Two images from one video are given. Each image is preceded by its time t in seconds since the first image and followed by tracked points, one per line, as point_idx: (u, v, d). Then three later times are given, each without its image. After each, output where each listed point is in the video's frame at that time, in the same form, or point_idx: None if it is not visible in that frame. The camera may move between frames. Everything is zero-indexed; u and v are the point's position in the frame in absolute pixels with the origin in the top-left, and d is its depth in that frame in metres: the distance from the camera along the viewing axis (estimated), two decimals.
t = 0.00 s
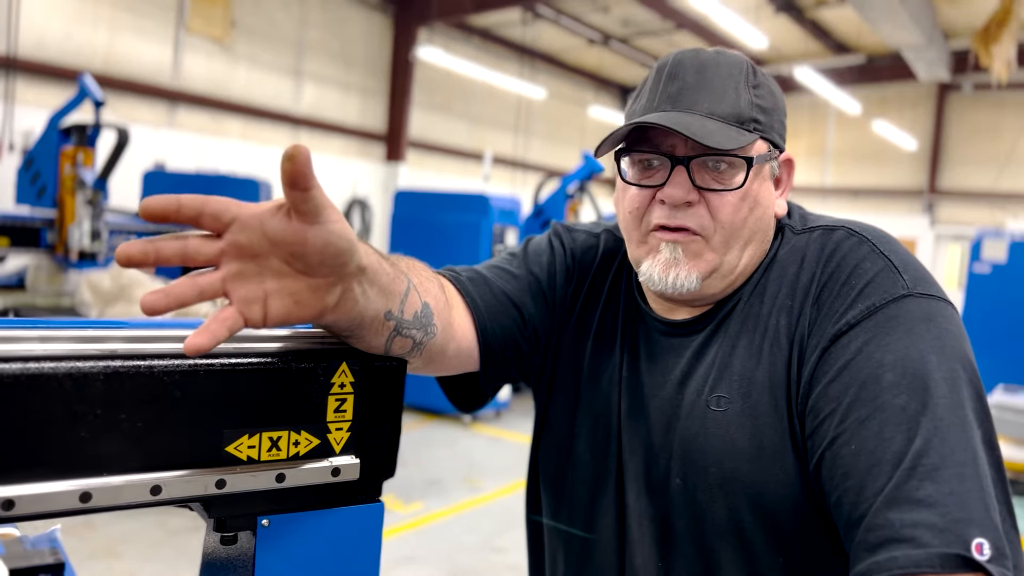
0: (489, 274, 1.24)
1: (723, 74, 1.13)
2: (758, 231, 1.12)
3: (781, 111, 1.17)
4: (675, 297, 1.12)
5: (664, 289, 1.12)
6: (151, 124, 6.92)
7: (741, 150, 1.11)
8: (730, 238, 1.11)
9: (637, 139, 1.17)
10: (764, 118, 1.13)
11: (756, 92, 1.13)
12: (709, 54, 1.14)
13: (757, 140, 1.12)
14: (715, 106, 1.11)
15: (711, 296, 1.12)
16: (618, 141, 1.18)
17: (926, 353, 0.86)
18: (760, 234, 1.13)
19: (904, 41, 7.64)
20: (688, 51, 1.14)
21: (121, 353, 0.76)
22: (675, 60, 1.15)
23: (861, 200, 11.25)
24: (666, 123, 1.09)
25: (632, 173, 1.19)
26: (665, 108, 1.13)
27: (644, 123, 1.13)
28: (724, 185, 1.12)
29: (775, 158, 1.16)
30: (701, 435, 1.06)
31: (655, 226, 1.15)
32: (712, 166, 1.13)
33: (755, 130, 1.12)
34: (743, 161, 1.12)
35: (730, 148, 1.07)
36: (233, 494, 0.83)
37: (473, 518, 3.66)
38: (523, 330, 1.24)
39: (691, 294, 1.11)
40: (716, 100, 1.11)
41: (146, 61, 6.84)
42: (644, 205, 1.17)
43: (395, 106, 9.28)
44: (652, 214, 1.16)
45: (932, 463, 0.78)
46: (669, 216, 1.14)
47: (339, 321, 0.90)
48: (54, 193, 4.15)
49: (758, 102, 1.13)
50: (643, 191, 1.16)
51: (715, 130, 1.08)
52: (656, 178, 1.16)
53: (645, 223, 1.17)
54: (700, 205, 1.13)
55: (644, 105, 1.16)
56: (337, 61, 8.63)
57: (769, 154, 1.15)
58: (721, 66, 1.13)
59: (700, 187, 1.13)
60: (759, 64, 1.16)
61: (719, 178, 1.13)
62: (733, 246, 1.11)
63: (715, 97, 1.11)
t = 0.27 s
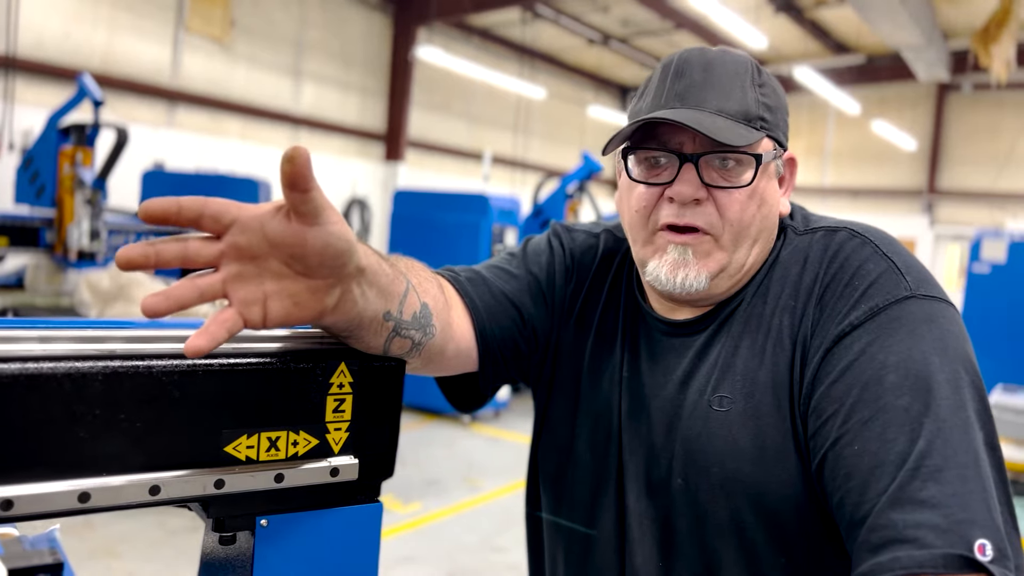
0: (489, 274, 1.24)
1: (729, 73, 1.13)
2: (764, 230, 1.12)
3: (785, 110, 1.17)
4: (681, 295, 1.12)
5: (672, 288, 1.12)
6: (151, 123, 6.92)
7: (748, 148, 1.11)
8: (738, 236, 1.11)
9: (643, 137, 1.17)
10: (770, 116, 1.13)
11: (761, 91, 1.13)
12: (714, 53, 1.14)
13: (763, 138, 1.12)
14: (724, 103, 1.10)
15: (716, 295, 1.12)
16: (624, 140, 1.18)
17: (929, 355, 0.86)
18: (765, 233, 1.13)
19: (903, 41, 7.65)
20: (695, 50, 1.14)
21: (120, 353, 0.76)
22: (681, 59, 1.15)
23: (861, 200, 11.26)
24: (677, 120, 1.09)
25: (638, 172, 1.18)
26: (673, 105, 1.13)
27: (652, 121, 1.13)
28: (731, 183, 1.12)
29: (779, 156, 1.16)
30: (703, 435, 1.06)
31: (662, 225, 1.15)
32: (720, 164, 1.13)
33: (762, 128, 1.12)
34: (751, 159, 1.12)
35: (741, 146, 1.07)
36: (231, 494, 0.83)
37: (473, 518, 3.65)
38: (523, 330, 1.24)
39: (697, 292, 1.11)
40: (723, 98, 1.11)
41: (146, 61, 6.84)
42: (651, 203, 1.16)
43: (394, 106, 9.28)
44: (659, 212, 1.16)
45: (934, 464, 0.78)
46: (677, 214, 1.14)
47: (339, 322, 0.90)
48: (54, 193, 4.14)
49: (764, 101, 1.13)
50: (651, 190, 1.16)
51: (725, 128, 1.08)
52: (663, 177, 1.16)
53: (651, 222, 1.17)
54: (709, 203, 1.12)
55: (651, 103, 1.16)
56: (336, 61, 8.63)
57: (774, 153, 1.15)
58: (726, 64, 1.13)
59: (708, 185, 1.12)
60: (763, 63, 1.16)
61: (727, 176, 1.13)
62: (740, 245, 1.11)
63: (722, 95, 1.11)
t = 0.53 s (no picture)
0: (486, 275, 1.24)
1: (737, 72, 1.13)
2: (773, 228, 1.13)
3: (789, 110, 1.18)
4: (689, 294, 1.12)
5: (681, 286, 1.11)
6: (150, 123, 6.91)
7: (758, 147, 1.12)
8: (749, 235, 1.11)
9: (652, 137, 1.16)
10: (777, 115, 1.14)
11: (768, 90, 1.14)
12: (721, 52, 1.14)
13: (772, 137, 1.13)
14: (733, 102, 1.10)
15: (724, 293, 1.12)
16: (633, 138, 1.17)
17: (933, 358, 0.86)
18: (773, 233, 1.13)
19: (903, 42, 7.65)
20: (703, 48, 1.13)
21: (116, 353, 0.76)
22: (690, 57, 1.15)
23: (860, 200, 11.26)
24: (692, 119, 1.08)
25: (646, 171, 1.18)
26: (683, 104, 1.12)
27: (662, 120, 1.12)
28: (741, 182, 1.12)
29: (785, 155, 1.17)
30: (706, 436, 1.06)
31: (672, 224, 1.15)
32: (731, 163, 1.13)
33: (770, 127, 1.12)
34: (761, 158, 1.12)
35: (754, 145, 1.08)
36: (228, 493, 0.83)
37: (471, 518, 3.65)
38: (520, 331, 1.24)
39: (707, 292, 1.11)
40: (733, 97, 1.11)
41: (145, 61, 6.84)
42: (659, 202, 1.16)
43: (393, 106, 9.28)
44: (669, 211, 1.15)
45: (937, 467, 0.78)
46: (688, 213, 1.14)
47: (337, 323, 0.90)
48: (53, 192, 4.14)
49: (771, 100, 1.13)
50: (660, 189, 1.16)
51: (738, 129, 1.08)
52: (673, 176, 1.15)
53: (660, 221, 1.16)
54: (720, 202, 1.12)
55: (658, 101, 1.15)
56: (336, 61, 8.63)
57: (781, 152, 1.15)
58: (734, 63, 1.13)
59: (720, 184, 1.12)
60: (767, 62, 1.17)
61: (738, 175, 1.13)
62: (749, 245, 1.11)
63: (732, 95, 1.11)
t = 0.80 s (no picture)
0: (485, 274, 1.24)
1: (748, 71, 1.13)
2: (780, 228, 1.13)
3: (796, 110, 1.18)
4: (697, 292, 1.12)
5: (690, 285, 1.11)
6: (149, 123, 6.91)
7: (769, 147, 1.11)
8: (758, 234, 1.11)
9: (662, 135, 1.16)
10: (787, 115, 1.14)
11: (777, 90, 1.14)
12: (731, 51, 1.14)
13: (781, 137, 1.13)
14: (745, 102, 1.10)
15: (729, 292, 1.12)
16: (643, 137, 1.16)
17: (934, 358, 0.86)
18: (781, 232, 1.13)
19: (902, 42, 7.65)
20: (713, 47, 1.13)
21: (113, 353, 0.76)
22: (701, 55, 1.14)
23: (859, 200, 11.27)
24: (706, 118, 1.08)
25: (656, 169, 1.18)
26: (695, 103, 1.11)
27: (674, 118, 1.12)
28: (751, 181, 1.12)
29: (792, 155, 1.17)
30: (706, 435, 1.06)
31: (682, 222, 1.15)
32: (743, 161, 1.13)
33: (780, 127, 1.12)
34: (771, 158, 1.13)
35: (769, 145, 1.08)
36: (225, 493, 0.83)
37: (470, 518, 3.65)
38: (519, 330, 1.24)
39: (716, 289, 1.10)
40: (745, 96, 1.10)
41: (144, 61, 6.83)
42: (670, 201, 1.16)
43: (392, 106, 9.27)
44: (679, 209, 1.15)
45: (937, 468, 0.78)
46: (700, 212, 1.13)
47: (336, 326, 0.90)
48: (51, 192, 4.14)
49: (780, 100, 1.13)
50: (670, 188, 1.15)
51: (752, 128, 1.08)
52: (683, 175, 1.15)
53: (671, 219, 1.16)
54: (731, 201, 1.12)
55: (668, 99, 1.15)
56: (335, 61, 8.62)
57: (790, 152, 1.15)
58: (745, 62, 1.13)
59: (731, 184, 1.12)
60: (775, 63, 1.17)
61: (748, 174, 1.13)
62: (758, 243, 1.11)
63: (744, 94, 1.11)
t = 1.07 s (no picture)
0: (482, 275, 1.25)
1: (744, 71, 1.13)
2: (778, 227, 1.13)
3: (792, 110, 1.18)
4: (697, 292, 1.12)
5: (689, 285, 1.11)
6: (148, 123, 6.90)
7: (767, 146, 1.11)
8: (756, 233, 1.11)
9: (660, 135, 1.16)
10: (783, 114, 1.14)
11: (773, 90, 1.14)
12: (727, 51, 1.14)
13: (779, 136, 1.13)
14: (742, 101, 1.10)
15: (727, 292, 1.12)
16: (640, 137, 1.16)
17: (931, 359, 0.86)
18: (778, 231, 1.13)
19: (901, 42, 7.65)
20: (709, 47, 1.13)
21: (111, 353, 0.76)
22: (697, 56, 1.14)
23: (858, 200, 11.28)
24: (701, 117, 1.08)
25: (654, 170, 1.17)
26: (692, 103, 1.11)
27: (672, 119, 1.12)
28: (751, 181, 1.12)
29: (789, 155, 1.17)
30: (704, 436, 1.06)
31: (680, 222, 1.15)
32: (740, 161, 1.13)
33: (777, 126, 1.12)
34: (768, 157, 1.13)
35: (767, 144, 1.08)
36: (223, 494, 0.83)
37: (469, 518, 3.65)
38: (516, 331, 1.24)
39: (714, 290, 1.11)
40: (742, 96, 1.10)
41: (142, 61, 6.83)
42: (668, 201, 1.16)
43: (390, 106, 9.27)
44: (677, 210, 1.15)
45: (933, 468, 0.78)
46: (698, 212, 1.13)
47: (333, 326, 0.90)
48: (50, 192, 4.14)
49: (777, 99, 1.14)
50: (669, 188, 1.15)
51: (749, 128, 1.08)
52: (681, 174, 1.15)
53: (669, 219, 1.16)
54: (729, 200, 1.12)
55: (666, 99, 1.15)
56: (334, 61, 8.62)
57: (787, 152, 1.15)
58: (741, 62, 1.13)
59: (729, 183, 1.12)
60: (771, 62, 1.17)
61: (746, 173, 1.13)
62: (758, 242, 1.11)
63: (741, 93, 1.11)
